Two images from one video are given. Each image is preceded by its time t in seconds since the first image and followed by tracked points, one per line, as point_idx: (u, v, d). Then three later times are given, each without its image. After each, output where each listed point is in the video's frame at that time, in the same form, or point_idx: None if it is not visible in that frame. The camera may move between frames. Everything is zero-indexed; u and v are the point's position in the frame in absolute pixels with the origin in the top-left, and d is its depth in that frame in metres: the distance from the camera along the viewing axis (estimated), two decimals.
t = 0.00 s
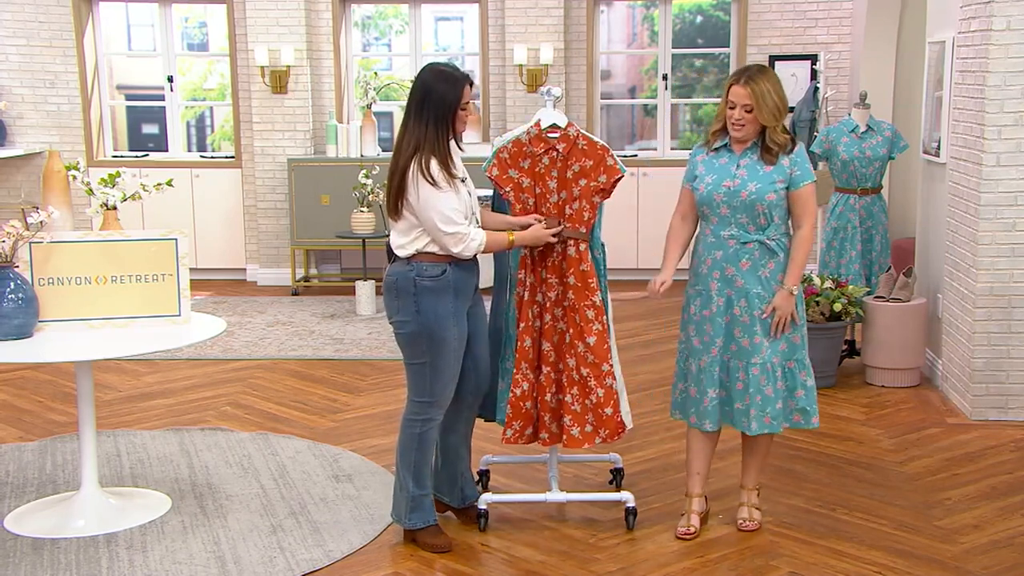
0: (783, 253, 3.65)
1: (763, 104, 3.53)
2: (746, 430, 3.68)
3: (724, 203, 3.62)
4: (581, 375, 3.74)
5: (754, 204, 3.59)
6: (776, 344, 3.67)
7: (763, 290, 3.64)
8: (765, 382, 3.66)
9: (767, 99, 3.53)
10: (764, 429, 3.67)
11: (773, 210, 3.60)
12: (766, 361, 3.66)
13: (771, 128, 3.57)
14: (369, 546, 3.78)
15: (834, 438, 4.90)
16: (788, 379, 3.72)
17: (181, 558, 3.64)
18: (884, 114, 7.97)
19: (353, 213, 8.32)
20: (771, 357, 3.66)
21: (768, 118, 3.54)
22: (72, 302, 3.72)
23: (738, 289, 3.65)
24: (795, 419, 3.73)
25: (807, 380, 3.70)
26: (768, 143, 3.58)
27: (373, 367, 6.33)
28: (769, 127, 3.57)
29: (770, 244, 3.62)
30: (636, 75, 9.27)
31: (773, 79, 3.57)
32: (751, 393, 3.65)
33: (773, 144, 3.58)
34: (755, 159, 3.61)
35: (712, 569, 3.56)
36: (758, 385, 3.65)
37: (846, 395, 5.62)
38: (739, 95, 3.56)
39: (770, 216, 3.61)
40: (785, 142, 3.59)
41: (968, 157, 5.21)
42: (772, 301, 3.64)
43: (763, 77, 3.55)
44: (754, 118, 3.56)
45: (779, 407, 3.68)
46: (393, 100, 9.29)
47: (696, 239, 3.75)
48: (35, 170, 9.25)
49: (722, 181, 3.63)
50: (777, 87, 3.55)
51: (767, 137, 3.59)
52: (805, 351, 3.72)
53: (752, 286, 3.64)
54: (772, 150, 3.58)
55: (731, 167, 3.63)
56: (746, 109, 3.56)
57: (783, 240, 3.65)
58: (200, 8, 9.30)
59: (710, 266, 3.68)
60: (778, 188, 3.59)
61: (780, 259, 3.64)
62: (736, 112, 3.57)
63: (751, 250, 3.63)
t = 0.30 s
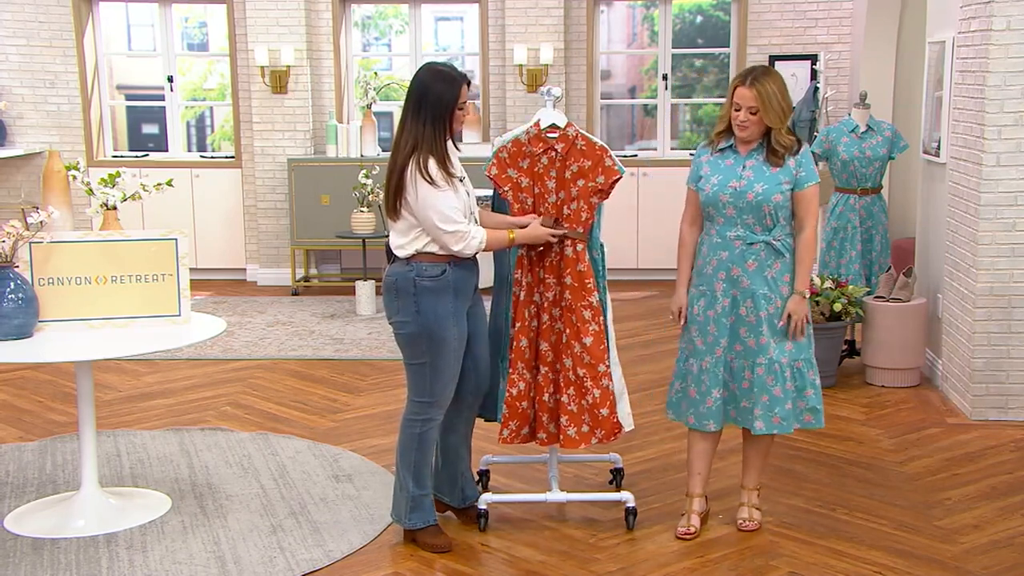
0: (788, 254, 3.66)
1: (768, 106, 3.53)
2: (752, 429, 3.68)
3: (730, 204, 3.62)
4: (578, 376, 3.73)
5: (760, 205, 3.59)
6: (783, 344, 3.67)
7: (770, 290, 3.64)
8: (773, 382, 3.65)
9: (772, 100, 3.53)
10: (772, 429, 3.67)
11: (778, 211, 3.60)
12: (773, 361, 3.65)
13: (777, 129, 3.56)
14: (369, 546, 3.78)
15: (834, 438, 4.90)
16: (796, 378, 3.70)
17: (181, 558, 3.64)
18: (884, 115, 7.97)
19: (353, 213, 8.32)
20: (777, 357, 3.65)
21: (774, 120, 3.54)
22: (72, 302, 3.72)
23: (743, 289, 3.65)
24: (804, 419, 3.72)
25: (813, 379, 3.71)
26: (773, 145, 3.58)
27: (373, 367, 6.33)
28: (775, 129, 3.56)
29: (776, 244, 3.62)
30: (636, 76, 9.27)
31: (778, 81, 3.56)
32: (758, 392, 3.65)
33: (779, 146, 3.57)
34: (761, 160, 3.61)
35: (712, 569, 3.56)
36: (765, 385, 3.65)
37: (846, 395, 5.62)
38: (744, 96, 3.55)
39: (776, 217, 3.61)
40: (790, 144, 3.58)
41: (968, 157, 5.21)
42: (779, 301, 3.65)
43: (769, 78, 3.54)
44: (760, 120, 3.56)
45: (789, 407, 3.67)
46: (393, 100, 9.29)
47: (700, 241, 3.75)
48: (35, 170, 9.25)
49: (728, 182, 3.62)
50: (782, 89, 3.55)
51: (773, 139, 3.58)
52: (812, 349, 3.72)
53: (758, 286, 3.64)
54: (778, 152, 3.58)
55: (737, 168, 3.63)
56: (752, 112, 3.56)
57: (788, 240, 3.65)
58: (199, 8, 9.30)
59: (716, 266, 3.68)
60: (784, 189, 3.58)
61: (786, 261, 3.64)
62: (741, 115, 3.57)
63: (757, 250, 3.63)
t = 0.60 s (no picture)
0: (790, 256, 3.66)
1: (770, 110, 3.52)
2: (762, 432, 3.67)
3: (732, 209, 3.62)
4: (574, 376, 3.73)
5: (762, 210, 3.59)
6: (788, 345, 3.67)
7: (774, 294, 3.64)
8: (780, 383, 3.66)
9: (773, 105, 3.53)
10: (784, 429, 3.67)
11: (781, 216, 3.60)
12: (777, 363, 3.65)
13: (777, 135, 3.56)
14: (369, 546, 3.78)
15: (835, 438, 4.90)
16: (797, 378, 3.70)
17: (181, 558, 3.64)
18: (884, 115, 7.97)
19: (353, 213, 8.32)
20: (780, 359, 3.65)
21: (775, 125, 3.54)
22: (73, 302, 3.72)
23: (746, 293, 3.65)
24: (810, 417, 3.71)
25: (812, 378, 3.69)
26: (774, 151, 3.57)
27: (373, 367, 6.33)
28: (775, 134, 3.56)
29: (778, 247, 3.62)
30: (636, 76, 9.27)
31: (780, 85, 3.56)
32: (768, 394, 3.64)
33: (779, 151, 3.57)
34: (763, 163, 3.61)
35: (712, 569, 3.56)
36: (773, 386, 3.65)
37: (846, 395, 5.62)
38: (746, 101, 3.55)
39: (778, 221, 3.61)
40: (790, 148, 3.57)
41: (968, 157, 5.21)
42: (782, 303, 3.64)
43: (770, 82, 3.54)
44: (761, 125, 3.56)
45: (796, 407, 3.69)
46: (393, 100, 9.29)
47: (704, 243, 3.75)
48: (35, 170, 9.24)
49: (731, 187, 3.62)
50: (784, 93, 3.55)
51: (773, 144, 3.58)
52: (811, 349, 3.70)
53: (760, 290, 3.64)
54: (778, 157, 3.58)
55: (739, 173, 3.63)
56: (753, 116, 3.55)
57: (791, 242, 3.65)
58: (200, 8, 9.30)
59: (718, 270, 3.69)
60: (787, 194, 3.59)
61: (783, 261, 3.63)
62: (742, 118, 3.56)
63: (760, 254, 3.63)
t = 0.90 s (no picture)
0: (790, 256, 3.66)
1: (775, 114, 3.52)
2: (759, 435, 3.68)
3: (734, 209, 3.62)
4: (569, 376, 3.74)
5: (765, 211, 3.59)
6: (788, 344, 3.65)
7: (774, 294, 3.64)
8: (779, 387, 3.66)
9: (778, 109, 3.52)
10: (778, 433, 3.67)
11: (783, 217, 3.61)
12: (778, 365, 3.65)
13: (781, 139, 3.55)
14: (369, 546, 3.78)
15: (835, 438, 4.90)
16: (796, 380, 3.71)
17: (181, 558, 3.64)
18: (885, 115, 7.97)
19: (353, 213, 8.32)
20: (782, 361, 3.65)
21: (778, 129, 3.53)
22: (73, 302, 3.72)
23: (746, 293, 3.65)
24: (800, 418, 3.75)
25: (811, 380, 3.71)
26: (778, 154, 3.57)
27: (373, 367, 6.33)
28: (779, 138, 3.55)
29: (779, 247, 3.63)
30: (636, 76, 9.26)
31: (786, 89, 3.55)
32: (765, 396, 3.65)
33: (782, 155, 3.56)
34: (766, 165, 3.61)
35: (712, 569, 3.56)
36: (771, 389, 3.65)
37: (846, 395, 5.62)
38: (751, 104, 3.54)
39: (780, 222, 3.62)
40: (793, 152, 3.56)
41: (968, 157, 5.21)
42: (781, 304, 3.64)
43: (776, 86, 3.53)
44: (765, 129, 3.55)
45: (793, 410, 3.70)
46: (393, 100, 9.29)
47: (704, 242, 3.75)
48: (35, 170, 9.24)
49: (733, 186, 3.62)
50: (789, 97, 3.54)
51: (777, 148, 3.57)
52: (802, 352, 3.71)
53: (760, 290, 3.64)
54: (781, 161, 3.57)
55: (742, 173, 3.63)
56: (758, 119, 3.54)
57: (792, 243, 3.65)
58: (200, 8, 9.30)
59: (718, 269, 3.69)
60: (789, 196, 3.59)
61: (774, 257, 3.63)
62: (746, 121, 3.55)
63: (761, 255, 3.63)
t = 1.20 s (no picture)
0: (790, 256, 3.66)
1: (783, 116, 3.51)
2: (754, 433, 3.68)
3: (735, 207, 3.63)
4: (566, 376, 3.73)
5: (766, 208, 3.59)
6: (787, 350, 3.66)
7: (773, 293, 3.64)
8: (775, 386, 3.65)
9: (786, 110, 3.51)
10: (776, 433, 3.67)
11: (783, 215, 3.60)
12: (775, 364, 3.65)
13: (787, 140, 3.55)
14: (369, 546, 3.78)
15: (835, 438, 4.90)
16: (796, 382, 3.70)
17: (181, 558, 3.64)
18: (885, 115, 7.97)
19: (353, 213, 8.31)
20: (778, 361, 3.65)
21: (787, 131, 3.52)
22: (72, 302, 3.72)
23: (745, 292, 3.65)
24: (801, 420, 3.72)
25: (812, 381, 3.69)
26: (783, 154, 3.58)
27: (373, 367, 6.33)
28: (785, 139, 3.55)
29: (779, 246, 3.62)
30: (636, 76, 9.26)
31: (792, 89, 3.53)
32: (761, 396, 3.65)
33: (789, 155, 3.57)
34: (768, 164, 3.62)
35: (713, 569, 3.56)
36: (768, 388, 3.65)
37: (846, 395, 5.62)
38: (758, 105, 3.53)
39: (781, 220, 3.61)
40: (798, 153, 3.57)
41: (968, 157, 5.21)
42: (780, 303, 3.64)
43: (783, 87, 3.51)
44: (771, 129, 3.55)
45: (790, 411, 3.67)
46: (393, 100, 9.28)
47: (704, 241, 3.75)
48: (35, 170, 9.24)
49: (734, 184, 3.62)
50: (796, 98, 3.53)
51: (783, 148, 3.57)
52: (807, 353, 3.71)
53: (760, 289, 3.64)
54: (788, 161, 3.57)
55: (744, 171, 3.63)
56: (765, 121, 3.54)
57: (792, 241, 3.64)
58: (200, 8, 9.30)
59: (718, 268, 3.69)
60: (790, 194, 3.59)
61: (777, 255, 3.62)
62: (753, 122, 3.55)
63: (761, 253, 3.63)
